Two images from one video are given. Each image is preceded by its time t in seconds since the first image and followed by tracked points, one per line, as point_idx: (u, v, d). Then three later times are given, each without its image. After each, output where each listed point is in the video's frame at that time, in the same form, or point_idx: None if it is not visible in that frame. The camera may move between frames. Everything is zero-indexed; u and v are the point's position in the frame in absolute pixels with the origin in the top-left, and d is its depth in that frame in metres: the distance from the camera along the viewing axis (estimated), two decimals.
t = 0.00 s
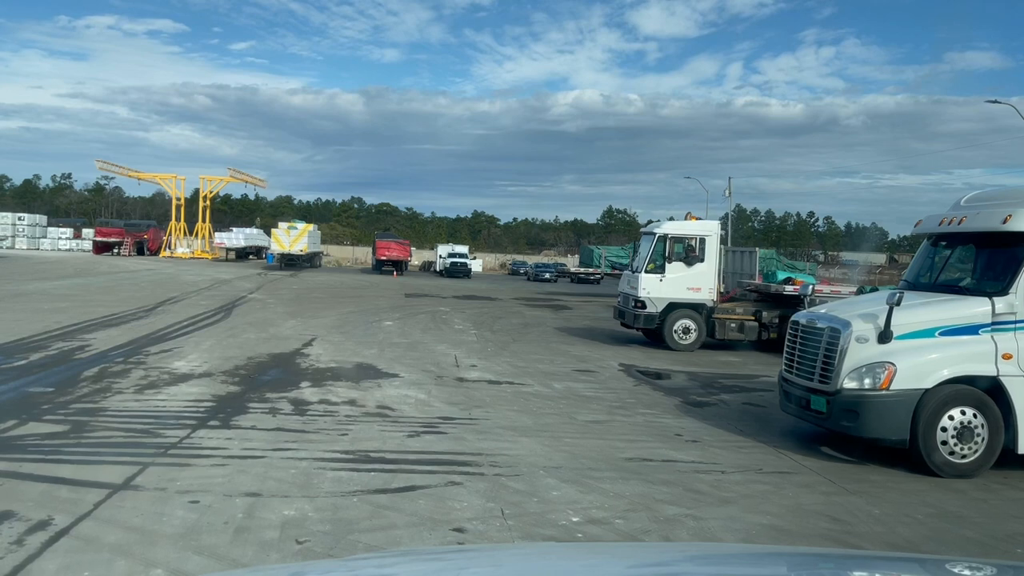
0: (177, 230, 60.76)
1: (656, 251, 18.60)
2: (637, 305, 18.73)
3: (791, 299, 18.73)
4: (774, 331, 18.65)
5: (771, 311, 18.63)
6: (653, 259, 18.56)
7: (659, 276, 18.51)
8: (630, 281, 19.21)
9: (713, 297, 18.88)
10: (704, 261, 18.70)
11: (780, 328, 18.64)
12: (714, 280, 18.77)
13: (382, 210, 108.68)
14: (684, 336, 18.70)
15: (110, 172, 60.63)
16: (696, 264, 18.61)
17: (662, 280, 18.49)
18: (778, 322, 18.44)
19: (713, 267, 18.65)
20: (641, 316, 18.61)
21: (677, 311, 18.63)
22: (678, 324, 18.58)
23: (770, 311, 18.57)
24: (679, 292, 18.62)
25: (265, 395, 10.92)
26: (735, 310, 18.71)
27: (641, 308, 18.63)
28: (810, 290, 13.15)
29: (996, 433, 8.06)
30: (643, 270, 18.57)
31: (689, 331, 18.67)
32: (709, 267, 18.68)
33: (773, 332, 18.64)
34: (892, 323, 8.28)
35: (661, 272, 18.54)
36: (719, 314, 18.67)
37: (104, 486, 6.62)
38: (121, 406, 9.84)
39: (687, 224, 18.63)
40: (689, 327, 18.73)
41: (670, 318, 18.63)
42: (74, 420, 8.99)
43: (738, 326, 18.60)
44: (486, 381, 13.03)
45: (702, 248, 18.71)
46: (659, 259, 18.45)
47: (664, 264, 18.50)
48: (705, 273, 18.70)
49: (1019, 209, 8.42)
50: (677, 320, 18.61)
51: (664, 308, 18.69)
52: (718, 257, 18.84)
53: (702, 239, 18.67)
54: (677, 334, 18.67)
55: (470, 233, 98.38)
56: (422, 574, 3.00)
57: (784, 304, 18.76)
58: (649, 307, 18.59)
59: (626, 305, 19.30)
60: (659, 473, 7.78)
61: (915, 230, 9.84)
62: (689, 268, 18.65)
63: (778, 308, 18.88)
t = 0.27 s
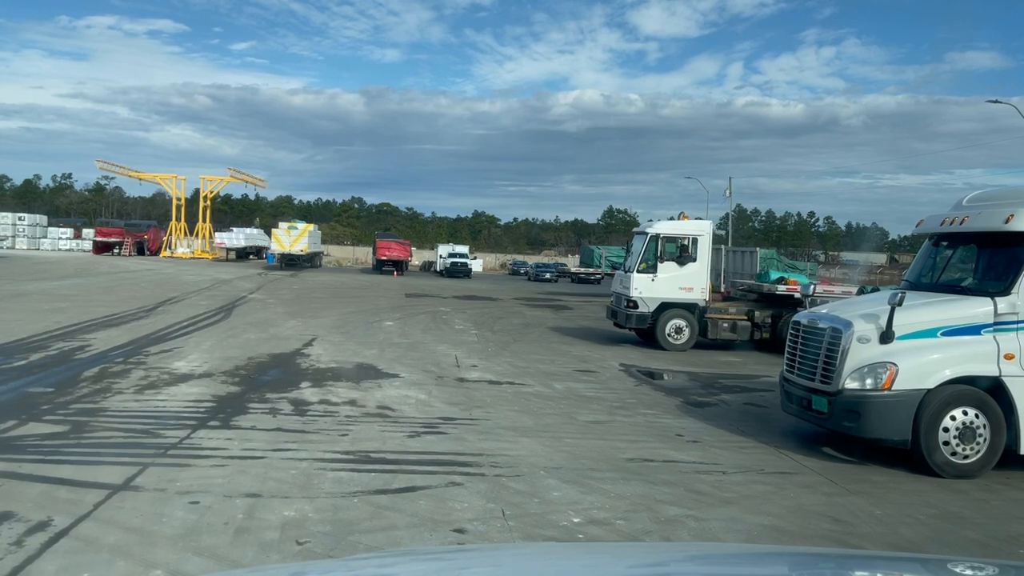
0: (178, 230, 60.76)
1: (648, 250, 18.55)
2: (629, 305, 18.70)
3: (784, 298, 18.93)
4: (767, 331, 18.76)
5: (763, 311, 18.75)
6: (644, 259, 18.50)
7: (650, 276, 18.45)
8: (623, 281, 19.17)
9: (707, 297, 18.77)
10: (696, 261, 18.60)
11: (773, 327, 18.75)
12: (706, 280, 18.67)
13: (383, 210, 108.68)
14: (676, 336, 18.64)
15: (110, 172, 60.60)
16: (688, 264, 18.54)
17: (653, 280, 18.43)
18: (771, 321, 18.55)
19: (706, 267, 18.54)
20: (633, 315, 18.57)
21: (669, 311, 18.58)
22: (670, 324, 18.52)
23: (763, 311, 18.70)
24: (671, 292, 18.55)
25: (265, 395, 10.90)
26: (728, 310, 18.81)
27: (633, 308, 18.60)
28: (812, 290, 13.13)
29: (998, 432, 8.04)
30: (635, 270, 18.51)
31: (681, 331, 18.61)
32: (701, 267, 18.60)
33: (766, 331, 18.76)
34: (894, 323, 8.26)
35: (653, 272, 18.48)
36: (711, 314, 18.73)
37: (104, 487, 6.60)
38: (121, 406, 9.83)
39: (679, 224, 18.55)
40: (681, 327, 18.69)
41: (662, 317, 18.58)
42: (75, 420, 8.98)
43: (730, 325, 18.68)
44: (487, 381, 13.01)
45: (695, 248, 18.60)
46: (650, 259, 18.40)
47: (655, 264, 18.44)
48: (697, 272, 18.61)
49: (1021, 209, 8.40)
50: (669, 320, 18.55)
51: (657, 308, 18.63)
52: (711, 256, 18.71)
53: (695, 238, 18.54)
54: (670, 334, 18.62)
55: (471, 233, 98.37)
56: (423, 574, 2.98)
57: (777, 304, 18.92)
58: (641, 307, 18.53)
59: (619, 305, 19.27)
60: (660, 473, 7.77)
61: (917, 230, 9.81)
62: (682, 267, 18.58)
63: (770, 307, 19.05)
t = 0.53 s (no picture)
0: (178, 230, 60.77)
1: (639, 250, 18.56)
2: (619, 304, 18.70)
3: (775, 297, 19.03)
4: (756, 331, 18.96)
5: (754, 311, 18.91)
6: (635, 259, 18.51)
7: (640, 276, 18.45)
8: (613, 281, 19.16)
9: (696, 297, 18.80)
10: (686, 261, 18.62)
11: (763, 327, 18.95)
12: (696, 280, 18.70)
13: (383, 210, 108.77)
14: (666, 336, 18.65)
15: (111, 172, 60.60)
16: (678, 264, 18.55)
17: (644, 280, 18.43)
18: (761, 321, 18.77)
19: (696, 267, 18.57)
20: (623, 315, 18.55)
21: (659, 311, 18.58)
22: (660, 324, 18.51)
23: (753, 311, 18.84)
24: (661, 292, 18.56)
25: (265, 395, 10.91)
26: (719, 309, 18.86)
27: (623, 308, 18.59)
28: (812, 290, 13.11)
29: (998, 432, 8.04)
30: (625, 270, 18.52)
31: (671, 331, 18.62)
32: (691, 267, 18.62)
33: (755, 331, 18.95)
34: (894, 323, 8.26)
35: (643, 272, 18.48)
36: (701, 314, 18.74)
37: (104, 487, 6.61)
38: (121, 406, 9.83)
39: (669, 224, 18.57)
40: (671, 327, 18.68)
41: (653, 318, 18.57)
42: (75, 420, 8.99)
43: (721, 325, 18.75)
44: (487, 381, 13.03)
45: (685, 248, 18.63)
46: (640, 259, 18.40)
47: (646, 264, 18.45)
48: (687, 272, 18.63)
49: (1021, 210, 8.41)
50: (659, 320, 18.54)
51: (647, 308, 18.63)
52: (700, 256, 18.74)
53: (685, 238, 18.59)
54: (660, 334, 18.60)
55: (471, 234, 98.37)
56: (424, 573, 2.99)
57: (767, 304, 19.05)
58: (631, 307, 18.54)
59: (609, 305, 19.26)
60: (660, 473, 7.78)
61: (917, 230, 9.82)
62: (671, 268, 18.60)
63: (761, 307, 19.18)
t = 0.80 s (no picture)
0: (178, 230, 60.78)
1: (628, 250, 18.54)
2: (608, 304, 18.68)
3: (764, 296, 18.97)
4: (746, 330, 19.02)
5: (743, 310, 18.95)
6: (624, 258, 18.50)
7: (629, 275, 18.44)
8: (603, 281, 19.13)
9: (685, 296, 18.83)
10: (675, 260, 18.62)
11: (752, 327, 19.04)
12: (685, 280, 18.71)
13: (383, 210, 108.79)
14: (656, 336, 18.62)
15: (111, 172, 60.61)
16: (667, 263, 18.55)
17: (633, 280, 18.42)
18: (751, 321, 18.86)
19: (685, 267, 18.57)
20: (612, 315, 18.53)
21: (649, 311, 18.57)
22: (650, 324, 18.50)
23: (743, 310, 18.87)
24: (650, 291, 18.56)
25: (266, 396, 10.91)
26: (708, 309, 18.87)
27: (612, 307, 18.57)
28: (813, 290, 13.11)
29: (998, 432, 8.04)
30: (614, 269, 18.49)
31: (661, 331, 18.60)
32: (680, 267, 18.62)
33: (745, 330, 19.01)
34: (894, 323, 8.26)
35: (632, 271, 18.47)
36: (691, 313, 18.75)
37: (104, 487, 6.61)
38: (121, 407, 9.83)
39: (658, 224, 18.55)
40: (661, 327, 18.68)
41: (642, 317, 18.55)
42: (75, 420, 8.99)
43: (710, 325, 18.78)
44: (488, 381, 13.03)
45: (674, 248, 18.62)
46: (630, 259, 18.38)
47: (635, 263, 18.44)
48: (676, 272, 18.64)
49: (1021, 210, 8.40)
50: (649, 320, 18.53)
51: (636, 308, 18.62)
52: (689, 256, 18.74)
53: (674, 238, 18.56)
54: (649, 333, 18.59)
55: (471, 234, 98.38)
56: (425, 572, 2.99)
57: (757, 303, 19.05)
58: (620, 306, 18.52)
59: (598, 305, 19.23)
60: (660, 473, 7.78)
61: (917, 230, 9.81)
62: (660, 267, 18.59)
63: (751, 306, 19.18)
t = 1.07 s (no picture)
0: (178, 230, 60.78)
1: (615, 249, 18.54)
2: (596, 303, 18.72)
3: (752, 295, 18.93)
4: (734, 330, 19.00)
5: (731, 310, 18.92)
6: (611, 258, 18.51)
7: (617, 275, 18.46)
8: (591, 280, 19.16)
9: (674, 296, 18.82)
10: (663, 260, 18.60)
11: (740, 326, 19.01)
12: (673, 279, 18.70)
13: (383, 210, 108.79)
14: (644, 335, 18.64)
15: (111, 172, 60.59)
16: (655, 263, 18.55)
17: (620, 279, 18.44)
18: (739, 321, 18.83)
19: (672, 267, 18.56)
20: (600, 314, 18.58)
21: (636, 310, 18.61)
22: (637, 324, 18.53)
23: (731, 310, 18.84)
24: (637, 291, 18.58)
25: (266, 396, 10.90)
26: (696, 308, 18.85)
27: (600, 307, 18.62)
28: (813, 291, 13.11)
29: (999, 432, 8.04)
30: (602, 269, 18.52)
31: (648, 330, 18.62)
32: (668, 266, 18.61)
33: (732, 330, 18.98)
34: (894, 323, 8.26)
35: (619, 271, 18.48)
36: (679, 313, 18.74)
37: (104, 487, 6.61)
38: (122, 407, 9.83)
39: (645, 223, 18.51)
40: (649, 326, 18.69)
41: (629, 317, 18.60)
42: (75, 420, 8.99)
43: (698, 324, 18.77)
44: (488, 381, 13.03)
45: (661, 247, 18.60)
46: (617, 259, 18.38)
47: (622, 263, 18.45)
48: (664, 272, 18.63)
49: (1022, 210, 8.39)
50: (636, 320, 18.56)
51: (623, 307, 18.67)
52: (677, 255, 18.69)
53: (662, 238, 18.52)
54: (637, 333, 18.62)
55: (471, 234, 98.38)
56: (426, 572, 2.99)
57: (745, 303, 18.98)
58: (608, 306, 18.56)
59: (586, 304, 19.27)
60: (660, 473, 7.78)
61: (918, 230, 9.80)
62: (648, 267, 18.59)
63: (739, 305, 19.14)
